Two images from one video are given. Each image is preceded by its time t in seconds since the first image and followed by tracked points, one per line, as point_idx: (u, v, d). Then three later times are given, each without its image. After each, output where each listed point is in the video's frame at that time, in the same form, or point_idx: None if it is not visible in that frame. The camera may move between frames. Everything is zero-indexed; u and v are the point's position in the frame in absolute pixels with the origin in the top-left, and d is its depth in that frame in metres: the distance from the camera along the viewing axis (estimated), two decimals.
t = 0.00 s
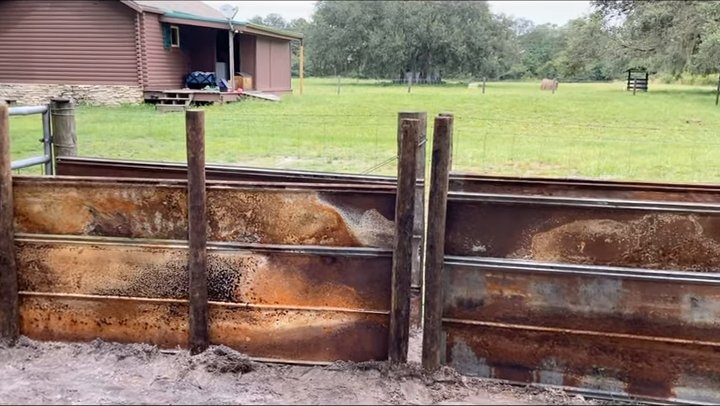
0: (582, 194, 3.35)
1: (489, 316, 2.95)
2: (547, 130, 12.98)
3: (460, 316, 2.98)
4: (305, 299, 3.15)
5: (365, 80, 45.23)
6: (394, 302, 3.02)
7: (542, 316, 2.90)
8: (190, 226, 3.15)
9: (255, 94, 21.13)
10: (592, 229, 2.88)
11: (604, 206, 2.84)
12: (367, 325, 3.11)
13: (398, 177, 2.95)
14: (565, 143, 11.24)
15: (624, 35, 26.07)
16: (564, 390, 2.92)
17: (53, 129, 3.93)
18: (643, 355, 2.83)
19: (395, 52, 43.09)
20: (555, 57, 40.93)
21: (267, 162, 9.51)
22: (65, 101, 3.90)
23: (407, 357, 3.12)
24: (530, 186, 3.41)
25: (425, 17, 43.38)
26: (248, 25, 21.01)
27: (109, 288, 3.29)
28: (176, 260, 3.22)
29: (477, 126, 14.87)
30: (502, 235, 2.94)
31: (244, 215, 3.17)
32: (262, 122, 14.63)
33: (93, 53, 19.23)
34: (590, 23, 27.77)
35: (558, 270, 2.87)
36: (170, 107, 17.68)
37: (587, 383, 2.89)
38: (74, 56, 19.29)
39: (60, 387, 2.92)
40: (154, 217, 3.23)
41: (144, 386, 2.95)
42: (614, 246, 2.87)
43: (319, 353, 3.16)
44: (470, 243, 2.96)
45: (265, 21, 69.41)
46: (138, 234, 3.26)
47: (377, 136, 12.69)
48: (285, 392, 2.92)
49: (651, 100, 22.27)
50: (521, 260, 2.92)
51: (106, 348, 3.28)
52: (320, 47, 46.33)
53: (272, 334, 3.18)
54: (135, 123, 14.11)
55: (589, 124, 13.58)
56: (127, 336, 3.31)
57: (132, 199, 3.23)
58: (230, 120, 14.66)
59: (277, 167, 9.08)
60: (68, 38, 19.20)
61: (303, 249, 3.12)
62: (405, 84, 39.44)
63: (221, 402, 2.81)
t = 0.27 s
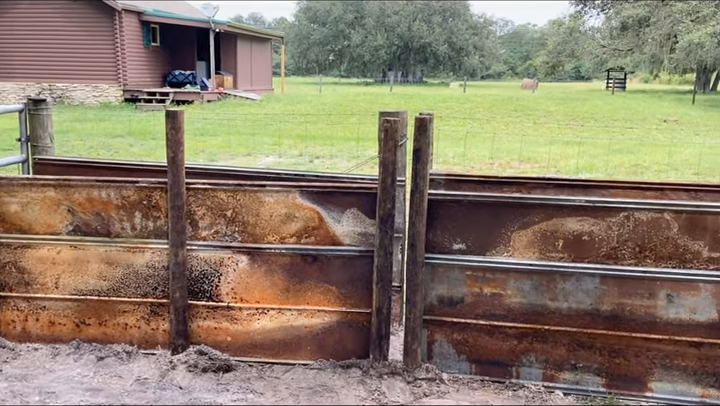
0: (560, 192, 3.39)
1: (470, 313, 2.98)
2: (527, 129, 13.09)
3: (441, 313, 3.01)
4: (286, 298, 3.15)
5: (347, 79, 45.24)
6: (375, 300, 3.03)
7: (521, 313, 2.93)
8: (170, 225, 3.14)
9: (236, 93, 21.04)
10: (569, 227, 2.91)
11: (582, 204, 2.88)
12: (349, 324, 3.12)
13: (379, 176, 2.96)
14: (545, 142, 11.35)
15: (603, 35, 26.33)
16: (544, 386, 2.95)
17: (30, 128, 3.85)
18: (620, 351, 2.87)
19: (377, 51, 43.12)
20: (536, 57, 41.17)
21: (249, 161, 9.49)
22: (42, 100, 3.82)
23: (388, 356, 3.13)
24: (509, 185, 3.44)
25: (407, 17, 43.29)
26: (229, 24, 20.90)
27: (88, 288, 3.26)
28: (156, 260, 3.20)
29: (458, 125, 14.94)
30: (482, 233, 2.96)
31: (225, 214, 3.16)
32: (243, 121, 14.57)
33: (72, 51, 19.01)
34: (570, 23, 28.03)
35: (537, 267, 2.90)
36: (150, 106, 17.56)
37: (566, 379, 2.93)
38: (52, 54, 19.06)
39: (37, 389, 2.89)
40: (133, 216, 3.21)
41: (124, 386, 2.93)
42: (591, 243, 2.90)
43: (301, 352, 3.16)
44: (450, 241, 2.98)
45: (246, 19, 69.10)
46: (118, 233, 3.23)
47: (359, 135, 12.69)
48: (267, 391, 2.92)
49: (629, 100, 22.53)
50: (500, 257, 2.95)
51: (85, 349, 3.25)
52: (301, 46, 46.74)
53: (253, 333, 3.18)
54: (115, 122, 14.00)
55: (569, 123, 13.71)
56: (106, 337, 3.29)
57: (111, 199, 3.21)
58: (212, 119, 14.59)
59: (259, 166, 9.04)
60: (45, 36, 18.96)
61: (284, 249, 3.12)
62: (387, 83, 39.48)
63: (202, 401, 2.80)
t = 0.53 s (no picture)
0: (546, 191, 3.41)
1: (457, 311, 2.99)
2: (514, 129, 13.15)
3: (428, 312, 3.02)
4: (274, 298, 3.15)
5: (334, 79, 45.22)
6: (363, 299, 3.03)
7: (508, 311, 2.95)
8: (156, 225, 3.13)
9: (223, 92, 20.95)
10: (555, 225, 2.94)
11: (567, 203, 2.91)
12: (337, 323, 3.13)
13: (366, 175, 2.97)
14: (531, 142, 11.41)
15: (589, 35, 26.52)
16: (530, 383, 2.97)
17: (15, 127, 3.84)
18: (605, 348, 2.90)
19: (364, 51, 43.20)
20: (523, 56, 41.32)
21: (236, 161, 9.45)
22: (26, 99, 3.83)
23: (376, 354, 3.14)
24: (495, 184, 3.46)
25: (394, 16, 43.36)
26: (216, 23, 20.82)
27: (74, 289, 3.24)
28: (143, 260, 3.19)
29: (445, 124, 14.97)
30: (469, 231, 2.98)
31: (212, 214, 3.16)
32: (231, 120, 14.51)
33: (57, 50, 18.86)
34: (556, 23, 28.22)
35: (523, 265, 2.92)
36: (136, 105, 17.46)
37: (552, 376, 2.95)
38: (37, 53, 18.89)
39: (22, 390, 2.87)
40: (120, 216, 3.20)
41: (111, 387, 2.92)
42: (576, 242, 2.93)
43: (288, 350, 3.17)
44: (437, 240, 3.00)
45: (233, 17, 68.81)
46: (104, 233, 3.22)
47: (346, 134, 12.69)
48: (254, 390, 2.91)
49: (614, 100, 22.71)
50: (487, 256, 2.96)
51: (71, 350, 3.23)
52: (289, 45, 46.88)
53: (241, 333, 3.17)
54: (101, 121, 13.89)
55: (555, 123, 13.79)
56: (93, 337, 3.27)
57: (97, 198, 3.19)
58: (198, 118, 14.53)
59: (246, 165, 9.02)
60: (30, 34, 18.79)
61: (271, 248, 3.12)
62: (374, 83, 39.49)
63: (190, 401, 2.80)
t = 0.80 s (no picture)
0: (546, 192, 3.41)
1: (456, 311, 2.99)
2: (514, 129, 13.15)
3: (428, 312, 3.02)
4: (273, 297, 3.15)
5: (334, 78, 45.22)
6: (362, 298, 3.03)
7: (508, 311, 2.95)
8: (156, 224, 3.13)
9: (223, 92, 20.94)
10: (555, 225, 2.94)
11: (567, 203, 2.91)
12: (336, 323, 3.13)
13: (366, 175, 2.97)
14: (531, 142, 11.42)
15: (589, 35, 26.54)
16: (530, 383, 2.97)
17: (14, 125, 3.85)
18: (605, 348, 2.90)
19: (364, 50, 43.20)
20: (523, 56, 41.34)
21: (236, 160, 9.44)
22: (26, 97, 3.85)
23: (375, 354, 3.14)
24: (495, 184, 3.46)
25: (394, 16, 43.30)
26: (216, 22, 20.81)
27: (73, 288, 3.24)
28: (142, 259, 3.19)
29: (445, 124, 14.97)
30: (468, 231, 2.98)
31: (211, 213, 3.16)
32: (231, 119, 14.50)
33: (57, 49, 18.86)
34: (556, 23, 28.25)
35: (523, 265, 2.92)
36: (136, 105, 17.45)
37: (551, 376, 2.95)
38: (37, 52, 18.89)
39: (22, 388, 2.87)
40: (119, 215, 3.19)
41: (110, 386, 2.92)
42: (576, 242, 2.93)
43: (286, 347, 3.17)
44: (436, 240, 3.00)
45: (233, 17, 68.75)
46: (103, 232, 3.22)
47: (346, 134, 12.69)
48: (253, 390, 2.92)
49: (614, 100, 22.74)
50: (487, 256, 2.97)
51: (70, 348, 3.23)
52: (289, 44, 46.87)
53: (240, 332, 3.17)
54: (100, 121, 13.89)
55: (554, 123, 13.80)
56: (92, 336, 3.27)
57: (97, 197, 3.19)
58: (198, 118, 14.52)
59: (246, 165, 9.02)
60: (30, 33, 18.79)
61: (271, 248, 3.12)
62: (374, 83, 39.47)
63: (189, 400, 2.80)
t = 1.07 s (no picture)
0: (565, 194, 3.40)
1: (473, 313, 2.99)
2: (530, 131, 13.10)
3: (445, 314, 3.02)
4: (290, 297, 3.17)
5: (350, 80, 45.38)
6: (379, 299, 3.04)
7: (525, 314, 2.95)
8: (175, 224, 3.16)
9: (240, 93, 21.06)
10: (573, 228, 2.93)
11: (586, 206, 2.90)
12: (352, 323, 3.14)
13: (383, 176, 2.98)
14: (548, 144, 11.38)
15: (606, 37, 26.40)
16: (546, 387, 2.96)
17: (37, 125, 3.89)
18: (623, 352, 2.88)
19: (380, 52, 43.30)
20: (539, 58, 41.21)
21: (252, 161, 9.51)
22: (49, 98, 3.90)
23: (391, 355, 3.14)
24: (513, 186, 3.45)
25: (410, 17, 43.75)
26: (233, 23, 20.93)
27: (94, 286, 3.28)
28: (161, 258, 3.22)
29: (461, 125, 14.96)
30: (486, 233, 2.98)
31: (230, 213, 3.18)
32: (247, 120, 14.60)
33: (76, 49, 19.07)
34: (573, 25, 28.16)
35: (541, 268, 2.91)
36: (154, 105, 17.60)
37: (568, 379, 2.94)
38: (56, 53, 19.12)
39: (43, 384, 2.91)
40: (139, 215, 3.23)
41: (129, 383, 2.95)
42: (594, 245, 2.92)
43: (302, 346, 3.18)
44: (454, 241, 3.00)
45: (249, 18, 69.18)
46: (123, 231, 3.25)
47: (361, 135, 12.72)
48: (270, 389, 2.93)
49: (631, 102, 22.63)
50: (504, 258, 2.96)
51: (90, 346, 3.27)
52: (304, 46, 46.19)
53: (257, 332, 3.19)
54: (119, 121, 14.03)
55: (572, 125, 13.73)
56: (111, 334, 3.30)
57: (117, 197, 3.23)
58: (215, 118, 14.63)
59: (262, 165, 9.08)
60: (50, 35, 19.02)
61: (288, 248, 3.14)
62: (389, 84, 39.50)
63: (206, 399, 2.82)
